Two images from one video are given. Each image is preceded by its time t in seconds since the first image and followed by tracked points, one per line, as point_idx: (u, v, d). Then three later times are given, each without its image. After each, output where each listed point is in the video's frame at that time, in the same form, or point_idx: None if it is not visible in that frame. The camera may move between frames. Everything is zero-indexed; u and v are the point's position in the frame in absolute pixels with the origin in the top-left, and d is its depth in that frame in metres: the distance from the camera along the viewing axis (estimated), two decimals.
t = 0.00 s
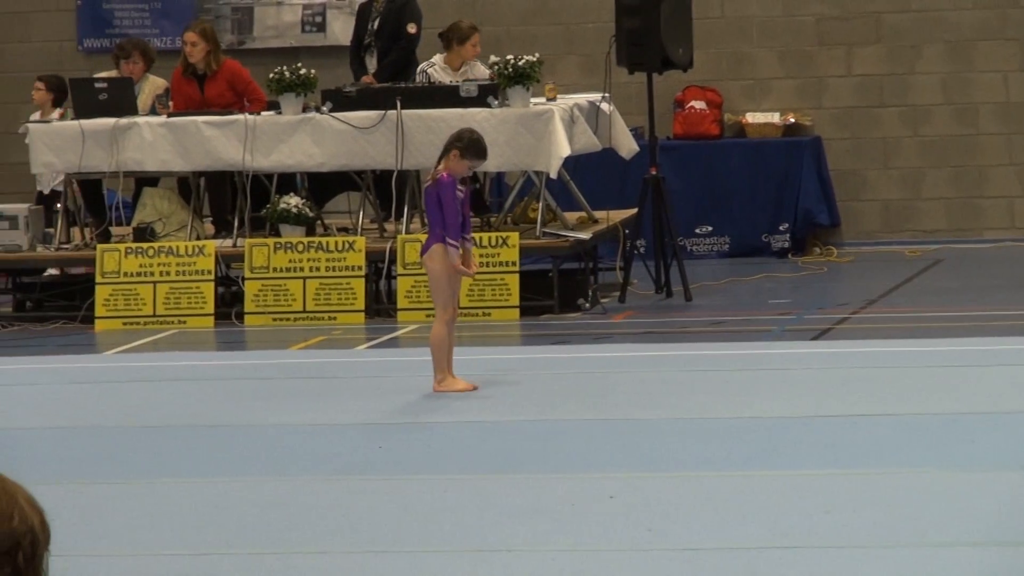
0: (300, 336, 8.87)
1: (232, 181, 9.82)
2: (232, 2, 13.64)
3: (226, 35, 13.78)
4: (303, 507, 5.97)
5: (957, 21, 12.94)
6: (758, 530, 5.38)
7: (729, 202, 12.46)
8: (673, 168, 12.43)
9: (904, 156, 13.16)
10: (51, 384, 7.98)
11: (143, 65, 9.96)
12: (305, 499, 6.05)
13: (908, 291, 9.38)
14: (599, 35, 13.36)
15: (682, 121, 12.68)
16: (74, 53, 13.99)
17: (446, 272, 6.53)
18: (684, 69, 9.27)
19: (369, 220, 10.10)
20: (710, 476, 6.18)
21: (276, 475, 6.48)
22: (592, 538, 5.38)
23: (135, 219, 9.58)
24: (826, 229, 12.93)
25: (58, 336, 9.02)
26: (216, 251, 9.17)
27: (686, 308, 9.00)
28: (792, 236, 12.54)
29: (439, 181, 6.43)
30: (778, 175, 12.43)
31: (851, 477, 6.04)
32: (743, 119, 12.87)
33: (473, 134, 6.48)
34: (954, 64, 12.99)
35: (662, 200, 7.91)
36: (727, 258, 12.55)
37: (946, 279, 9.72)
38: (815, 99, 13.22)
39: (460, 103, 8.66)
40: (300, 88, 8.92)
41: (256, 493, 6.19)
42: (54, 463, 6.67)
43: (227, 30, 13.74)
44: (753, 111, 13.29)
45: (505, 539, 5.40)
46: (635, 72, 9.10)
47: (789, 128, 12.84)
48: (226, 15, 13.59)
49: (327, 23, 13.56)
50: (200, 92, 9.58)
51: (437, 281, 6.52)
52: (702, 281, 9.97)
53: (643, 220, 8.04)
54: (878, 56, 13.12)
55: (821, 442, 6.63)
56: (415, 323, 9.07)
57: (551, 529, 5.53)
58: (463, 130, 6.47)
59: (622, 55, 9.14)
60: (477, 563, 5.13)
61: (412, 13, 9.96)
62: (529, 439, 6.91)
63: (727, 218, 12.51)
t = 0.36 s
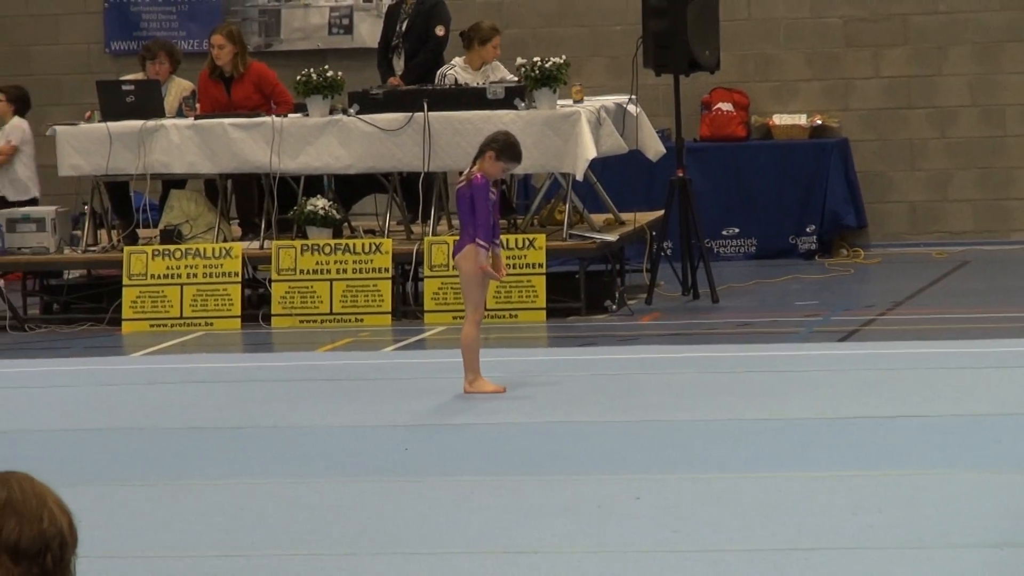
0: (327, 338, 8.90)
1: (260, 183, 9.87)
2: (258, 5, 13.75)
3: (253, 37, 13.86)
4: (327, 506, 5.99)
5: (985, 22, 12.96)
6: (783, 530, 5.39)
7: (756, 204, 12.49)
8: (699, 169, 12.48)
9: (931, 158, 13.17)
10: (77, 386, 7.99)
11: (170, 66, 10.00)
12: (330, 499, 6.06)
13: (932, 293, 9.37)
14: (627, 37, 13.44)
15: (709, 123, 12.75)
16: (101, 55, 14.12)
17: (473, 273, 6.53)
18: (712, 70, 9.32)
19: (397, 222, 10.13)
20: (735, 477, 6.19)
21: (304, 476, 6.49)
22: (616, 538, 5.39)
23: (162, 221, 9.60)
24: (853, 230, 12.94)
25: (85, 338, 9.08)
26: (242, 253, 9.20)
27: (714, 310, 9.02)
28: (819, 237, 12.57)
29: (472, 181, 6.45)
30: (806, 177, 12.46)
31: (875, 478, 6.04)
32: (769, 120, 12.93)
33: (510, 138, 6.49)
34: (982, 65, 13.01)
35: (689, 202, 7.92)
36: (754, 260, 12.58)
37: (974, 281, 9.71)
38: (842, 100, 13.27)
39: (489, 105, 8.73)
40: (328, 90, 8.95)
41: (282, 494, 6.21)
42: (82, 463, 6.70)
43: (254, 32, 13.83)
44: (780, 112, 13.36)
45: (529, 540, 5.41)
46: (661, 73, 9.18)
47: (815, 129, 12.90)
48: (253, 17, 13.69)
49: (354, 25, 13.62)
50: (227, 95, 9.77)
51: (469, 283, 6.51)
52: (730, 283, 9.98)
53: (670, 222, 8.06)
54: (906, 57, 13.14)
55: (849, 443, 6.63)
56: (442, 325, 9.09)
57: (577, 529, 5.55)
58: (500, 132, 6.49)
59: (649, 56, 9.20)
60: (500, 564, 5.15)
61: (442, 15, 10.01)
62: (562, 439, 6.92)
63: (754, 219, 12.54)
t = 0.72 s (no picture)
0: (327, 337, 8.90)
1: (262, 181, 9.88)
2: (261, 5, 13.76)
3: (255, 37, 13.87)
4: (324, 505, 5.99)
5: (986, 23, 12.96)
6: (780, 531, 5.39)
7: (757, 204, 12.49)
8: (701, 169, 12.48)
9: (933, 158, 13.17)
10: (76, 385, 7.99)
11: (169, 64, 9.95)
12: (328, 498, 6.05)
13: (932, 293, 9.36)
14: (629, 37, 13.45)
15: (711, 123, 12.76)
16: (103, 55, 14.12)
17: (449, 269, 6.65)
18: (713, 70, 9.34)
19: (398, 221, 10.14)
20: (734, 477, 6.19)
21: (302, 475, 6.48)
22: (613, 538, 5.40)
23: (163, 219, 9.59)
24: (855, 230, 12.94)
25: (85, 337, 9.07)
26: (243, 252, 9.20)
27: (714, 310, 9.03)
28: (820, 238, 12.58)
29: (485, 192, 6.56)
30: (807, 177, 12.46)
31: (874, 479, 6.04)
32: (771, 120, 12.95)
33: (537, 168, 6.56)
34: (984, 65, 13.01)
35: (689, 203, 7.92)
36: (755, 260, 12.59)
37: (975, 282, 9.71)
38: (844, 101, 13.27)
39: (490, 104, 8.75)
40: (329, 89, 8.97)
41: (280, 493, 6.21)
42: (82, 462, 6.70)
43: (257, 32, 13.83)
44: (782, 112, 13.36)
45: (527, 540, 5.42)
46: (663, 72, 9.19)
47: (817, 129, 12.91)
48: (256, 16, 13.70)
49: (356, 25, 13.63)
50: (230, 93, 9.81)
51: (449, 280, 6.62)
52: (731, 283, 9.99)
53: (670, 222, 8.05)
54: (907, 58, 13.14)
55: (849, 444, 6.62)
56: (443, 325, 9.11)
57: (575, 529, 5.55)
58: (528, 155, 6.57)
59: (650, 55, 9.20)
60: (497, 564, 5.15)
61: (445, 15, 10.02)
62: (560, 439, 6.91)
63: (755, 219, 12.55)
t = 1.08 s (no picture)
0: (331, 337, 8.90)
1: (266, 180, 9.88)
2: (264, 3, 13.76)
3: (259, 36, 13.88)
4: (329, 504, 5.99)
5: (990, 24, 12.97)
6: (783, 531, 5.38)
7: (761, 204, 12.50)
8: (704, 169, 12.49)
9: (936, 159, 13.17)
10: (78, 384, 7.98)
11: (173, 62, 9.92)
12: (332, 498, 6.04)
13: (935, 294, 9.37)
14: (632, 37, 13.45)
15: (714, 122, 12.77)
16: (107, 52, 14.12)
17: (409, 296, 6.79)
18: (717, 70, 9.35)
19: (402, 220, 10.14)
20: (737, 478, 6.18)
21: (306, 474, 6.48)
22: (617, 538, 5.39)
23: (167, 218, 9.61)
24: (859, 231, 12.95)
25: (88, 336, 9.07)
26: (247, 251, 9.21)
27: (718, 311, 9.04)
28: (824, 238, 12.59)
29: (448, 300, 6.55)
30: (810, 178, 12.46)
31: (878, 479, 6.04)
32: (774, 120, 12.96)
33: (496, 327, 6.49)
34: (987, 66, 13.01)
35: (693, 203, 7.92)
36: (758, 260, 12.60)
37: (978, 283, 9.71)
38: (848, 101, 13.27)
39: (494, 104, 8.76)
40: (333, 88, 8.96)
41: (284, 492, 6.20)
42: (86, 460, 6.69)
43: (260, 30, 13.84)
44: (786, 112, 13.37)
45: (530, 540, 5.40)
46: (667, 72, 9.22)
47: (820, 129, 12.91)
48: (260, 15, 13.71)
49: (359, 24, 13.64)
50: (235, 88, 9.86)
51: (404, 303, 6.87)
52: (735, 283, 9.99)
53: (674, 223, 8.05)
54: (911, 58, 13.15)
55: (853, 444, 6.62)
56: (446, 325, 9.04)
57: (578, 529, 5.54)
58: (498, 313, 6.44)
59: (654, 54, 9.22)
60: (499, 564, 5.14)
61: (450, 15, 10.06)
62: (564, 438, 6.91)
63: (759, 219, 12.56)
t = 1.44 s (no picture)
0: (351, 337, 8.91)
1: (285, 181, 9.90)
2: (284, 3, 13.78)
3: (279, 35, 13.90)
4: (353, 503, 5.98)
5: (1010, 25, 12.97)
6: (808, 533, 5.37)
7: (781, 204, 12.51)
8: (723, 168, 12.50)
9: (956, 160, 13.18)
10: (102, 384, 7.98)
11: (191, 61, 9.89)
12: (356, 497, 6.05)
13: (958, 296, 9.37)
14: (652, 37, 13.46)
15: (734, 125, 12.74)
16: (127, 52, 14.14)
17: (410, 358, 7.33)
18: (738, 70, 9.39)
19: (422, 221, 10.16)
20: (763, 480, 6.17)
21: (331, 473, 6.49)
22: (644, 541, 5.35)
23: (187, 218, 9.65)
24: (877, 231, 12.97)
25: (108, 335, 9.08)
26: (267, 251, 9.22)
27: (738, 312, 9.06)
28: (844, 239, 12.60)
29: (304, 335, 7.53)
30: (830, 179, 12.48)
31: (906, 482, 6.00)
32: (795, 122, 12.93)
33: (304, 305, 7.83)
34: (1007, 67, 13.01)
35: (714, 204, 7.93)
36: (778, 260, 12.62)
37: (999, 284, 9.71)
38: (868, 102, 13.28)
39: (513, 104, 8.77)
40: (353, 88, 8.96)
41: (307, 492, 6.17)
42: (112, 458, 6.70)
43: (281, 30, 13.86)
44: (806, 113, 13.37)
45: (555, 541, 5.40)
46: (686, 73, 9.20)
47: (841, 131, 12.91)
48: (280, 14, 13.73)
49: (379, 23, 13.66)
50: (262, 85, 10.28)
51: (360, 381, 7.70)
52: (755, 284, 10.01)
53: (694, 224, 8.04)
54: (931, 59, 13.16)
55: (882, 447, 6.60)
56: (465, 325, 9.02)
57: (603, 530, 5.54)
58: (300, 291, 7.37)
59: (673, 56, 9.22)
60: (524, 565, 5.12)
61: (468, 15, 10.10)
62: (592, 439, 6.90)
63: (779, 219, 12.57)
